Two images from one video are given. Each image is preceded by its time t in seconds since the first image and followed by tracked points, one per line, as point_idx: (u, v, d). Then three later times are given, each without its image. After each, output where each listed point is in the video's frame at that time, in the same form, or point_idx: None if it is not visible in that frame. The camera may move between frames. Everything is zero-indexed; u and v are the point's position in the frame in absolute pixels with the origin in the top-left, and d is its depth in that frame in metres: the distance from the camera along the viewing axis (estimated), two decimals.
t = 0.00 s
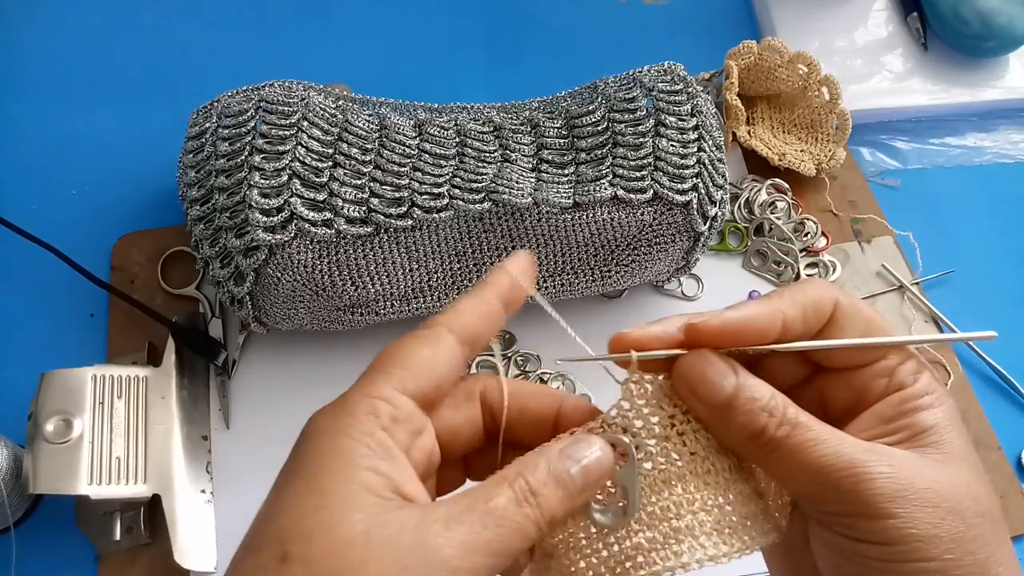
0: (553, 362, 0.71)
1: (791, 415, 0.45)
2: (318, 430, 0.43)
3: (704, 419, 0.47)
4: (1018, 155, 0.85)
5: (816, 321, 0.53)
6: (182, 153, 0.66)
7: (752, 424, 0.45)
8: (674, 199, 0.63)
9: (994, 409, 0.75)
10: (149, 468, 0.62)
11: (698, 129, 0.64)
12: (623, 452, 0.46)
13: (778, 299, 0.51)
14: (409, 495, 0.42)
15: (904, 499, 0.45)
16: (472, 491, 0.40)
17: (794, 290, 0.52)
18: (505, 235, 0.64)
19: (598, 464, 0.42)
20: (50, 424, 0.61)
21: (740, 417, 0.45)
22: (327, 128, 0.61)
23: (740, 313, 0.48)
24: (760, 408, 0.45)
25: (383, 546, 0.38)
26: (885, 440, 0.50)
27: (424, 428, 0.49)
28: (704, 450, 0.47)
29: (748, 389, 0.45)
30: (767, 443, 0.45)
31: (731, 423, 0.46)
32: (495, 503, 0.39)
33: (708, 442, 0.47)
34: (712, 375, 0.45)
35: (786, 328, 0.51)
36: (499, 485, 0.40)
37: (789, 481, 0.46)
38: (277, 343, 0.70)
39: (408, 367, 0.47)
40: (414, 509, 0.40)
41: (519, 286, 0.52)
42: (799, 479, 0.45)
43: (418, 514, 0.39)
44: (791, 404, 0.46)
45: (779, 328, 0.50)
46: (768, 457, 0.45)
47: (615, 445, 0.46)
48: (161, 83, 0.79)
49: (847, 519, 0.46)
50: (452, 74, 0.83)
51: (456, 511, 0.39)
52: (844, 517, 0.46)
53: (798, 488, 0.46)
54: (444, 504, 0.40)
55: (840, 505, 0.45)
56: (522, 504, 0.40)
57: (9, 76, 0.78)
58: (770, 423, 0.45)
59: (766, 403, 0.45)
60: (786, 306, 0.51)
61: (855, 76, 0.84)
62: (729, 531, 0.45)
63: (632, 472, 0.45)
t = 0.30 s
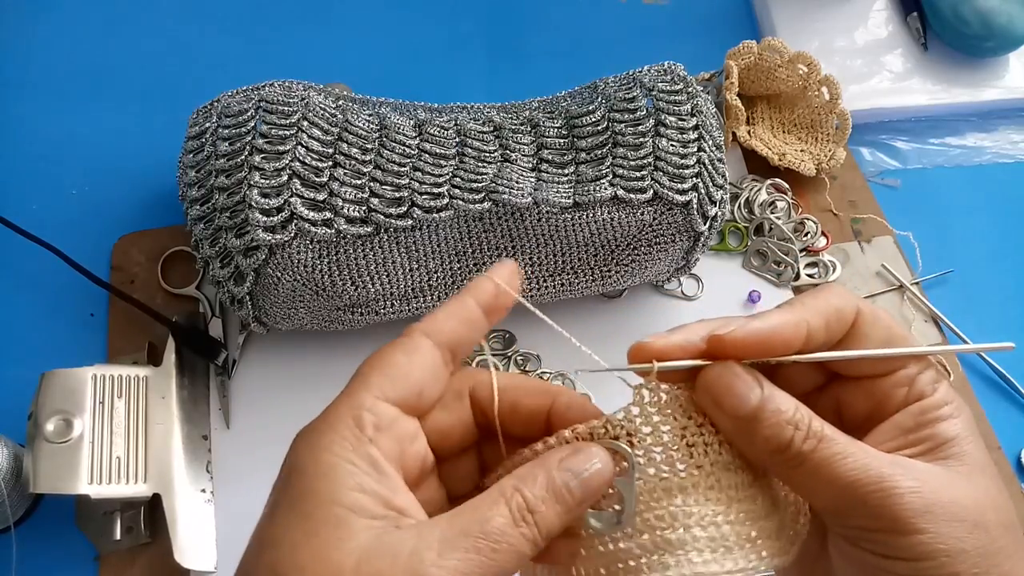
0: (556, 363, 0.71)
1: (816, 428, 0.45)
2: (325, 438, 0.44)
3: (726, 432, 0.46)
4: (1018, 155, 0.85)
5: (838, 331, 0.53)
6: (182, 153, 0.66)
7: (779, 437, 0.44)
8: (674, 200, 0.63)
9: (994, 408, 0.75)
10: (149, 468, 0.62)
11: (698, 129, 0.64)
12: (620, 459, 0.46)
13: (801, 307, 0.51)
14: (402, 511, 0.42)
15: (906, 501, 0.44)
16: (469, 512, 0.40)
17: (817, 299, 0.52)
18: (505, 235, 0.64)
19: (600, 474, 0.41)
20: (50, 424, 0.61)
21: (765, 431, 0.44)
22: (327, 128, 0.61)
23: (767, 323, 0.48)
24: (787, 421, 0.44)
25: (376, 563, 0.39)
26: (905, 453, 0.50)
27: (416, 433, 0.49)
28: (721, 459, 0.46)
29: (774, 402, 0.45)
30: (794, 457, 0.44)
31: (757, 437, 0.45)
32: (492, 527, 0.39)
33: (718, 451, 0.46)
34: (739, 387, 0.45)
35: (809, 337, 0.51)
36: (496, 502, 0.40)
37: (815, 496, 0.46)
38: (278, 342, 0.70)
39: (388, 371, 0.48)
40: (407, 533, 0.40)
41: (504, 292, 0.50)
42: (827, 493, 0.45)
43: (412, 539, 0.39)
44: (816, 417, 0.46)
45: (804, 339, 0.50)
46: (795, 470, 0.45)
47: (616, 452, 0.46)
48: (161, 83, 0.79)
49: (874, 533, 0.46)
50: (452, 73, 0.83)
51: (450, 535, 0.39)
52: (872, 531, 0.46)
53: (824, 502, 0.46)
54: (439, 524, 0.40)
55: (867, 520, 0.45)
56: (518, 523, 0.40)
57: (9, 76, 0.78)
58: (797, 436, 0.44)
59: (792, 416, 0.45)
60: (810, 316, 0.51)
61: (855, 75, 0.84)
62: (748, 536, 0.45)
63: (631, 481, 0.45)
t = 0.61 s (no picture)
0: (554, 362, 0.71)
1: (852, 430, 0.44)
2: (325, 439, 0.44)
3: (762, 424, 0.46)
4: (1018, 155, 0.85)
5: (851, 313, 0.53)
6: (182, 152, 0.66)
7: (817, 434, 0.44)
8: (674, 200, 0.63)
9: (995, 407, 0.75)
10: (149, 468, 0.62)
11: (698, 129, 0.64)
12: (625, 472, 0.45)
13: (812, 285, 0.51)
14: (401, 516, 0.43)
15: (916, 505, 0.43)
16: (470, 520, 0.40)
17: (830, 278, 0.53)
18: (505, 235, 0.64)
19: (603, 483, 0.41)
20: (50, 424, 0.61)
21: (804, 426, 0.44)
22: (327, 128, 0.61)
23: (783, 313, 0.49)
24: (823, 421, 0.44)
25: (375, 569, 0.38)
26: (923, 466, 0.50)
27: (416, 431, 0.50)
28: (718, 470, 0.47)
29: (812, 401, 0.45)
30: (830, 455, 0.44)
31: (796, 431, 0.44)
32: (493, 536, 0.39)
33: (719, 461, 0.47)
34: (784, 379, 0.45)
35: (821, 314, 0.52)
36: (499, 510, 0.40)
37: (846, 501, 0.45)
38: (277, 342, 0.70)
39: (383, 368, 0.48)
40: (405, 539, 0.40)
41: (498, 283, 0.51)
42: (859, 500, 0.44)
43: (409, 546, 0.39)
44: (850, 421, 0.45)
45: (817, 314, 0.51)
46: (828, 470, 0.44)
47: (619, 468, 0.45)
48: (161, 83, 0.79)
49: (905, 548, 0.44)
50: (452, 72, 0.83)
51: (450, 543, 0.39)
52: (902, 543, 0.44)
53: (856, 510, 0.45)
54: (439, 530, 0.40)
55: (896, 532, 0.44)
56: (520, 531, 0.40)
57: (9, 75, 0.78)
58: (835, 435, 0.44)
59: (829, 416, 0.44)
60: (823, 292, 0.51)
61: (855, 75, 0.84)
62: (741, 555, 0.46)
63: (635, 498, 0.45)
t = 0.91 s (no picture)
0: (555, 362, 0.71)
1: (865, 429, 0.44)
2: (325, 435, 0.44)
3: (774, 419, 0.46)
4: (1018, 155, 0.85)
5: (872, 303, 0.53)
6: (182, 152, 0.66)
7: (828, 433, 0.44)
8: (674, 200, 0.63)
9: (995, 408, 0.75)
10: (149, 468, 0.62)
11: (698, 129, 0.64)
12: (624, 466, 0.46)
13: (829, 275, 0.52)
14: (402, 510, 0.43)
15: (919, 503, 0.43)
16: (473, 513, 0.40)
17: (851, 267, 0.53)
18: (505, 235, 0.64)
19: (601, 476, 0.42)
20: (50, 424, 0.61)
21: (815, 424, 0.44)
22: (327, 128, 0.61)
23: (799, 312, 0.49)
24: (836, 419, 0.44)
25: (381, 565, 0.38)
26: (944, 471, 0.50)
27: (415, 425, 0.50)
28: (722, 481, 0.47)
29: (826, 398, 0.44)
30: (840, 454, 0.44)
31: (806, 428, 0.44)
32: (498, 528, 0.39)
33: (725, 475, 0.47)
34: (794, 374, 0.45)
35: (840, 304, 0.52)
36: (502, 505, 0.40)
37: (856, 502, 0.45)
38: (277, 342, 0.70)
39: (383, 366, 0.48)
40: (410, 533, 0.40)
41: (493, 283, 0.51)
42: (868, 504, 0.44)
43: (414, 540, 0.39)
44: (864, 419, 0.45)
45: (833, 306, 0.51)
46: (838, 469, 0.44)
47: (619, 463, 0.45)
48: (161, 83, 0.79)
49: (914, 554, 0.45)
50: (452, 73, 0.83)
51: (453, 537, 0.39)
52: (913, 550, 0.44)
53: (866, 511, 0.45)
54: (442, 525, 0.40)
55: (907, 539, 0.44)
56: (523, 523, 0.40)
57: (8, 75, 0.78)
58: (847, 433, 0.44)
59: (841, 414, 0.44)
60: (840, 283, 0.51)
61: (855, 76, 0.84)
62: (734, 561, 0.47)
63: (633, 490, 0.46)
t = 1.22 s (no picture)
0: (554, 362, 0.71)
1: (862, 415, 0.44)
2: (327, 431, 0.44)
3: (771, 409, 0.46)
4: (1018, 155, 0.85)
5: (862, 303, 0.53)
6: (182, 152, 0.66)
7: (826, 418, 0.44)
8: (674, 200, 0.63)
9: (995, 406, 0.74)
10: (150, 468, 0.62)
11: (698, 128, 0.64)
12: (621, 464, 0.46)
13: (821, 275, 0.52)
14: (404, 505, 0.43)
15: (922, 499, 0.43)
16: (474, 509, 0.39)
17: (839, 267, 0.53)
18: (505, 235, 0.64)
19: (598, 471, 0.42)
20: (50, 424, 0.61)
21: (813, 411, 0.44)
22: (327, 128, 0.61)
23: (794, 303, 0.49)
24: (833, 405, 0.44)
25: (383, 560, 0.38)
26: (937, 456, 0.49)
27: (417, 421, 0.50)
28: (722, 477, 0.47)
29: (822, 386, 0.45)
30: (839, 440, 0.44)
31: (804, 416, 0.44)
32: (499, 523, 0.39)
33: (724, 473, 0.47)
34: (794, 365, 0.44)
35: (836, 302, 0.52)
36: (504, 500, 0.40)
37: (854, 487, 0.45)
38: (277, 342, 0.70)
39: (383, 364, 0.48)
40: (413, 528, 0.40)
41: (494, 283, 0.51)
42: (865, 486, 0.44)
43: (417, 535, 0.39)
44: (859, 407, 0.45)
45: (826, 304, 0.51)
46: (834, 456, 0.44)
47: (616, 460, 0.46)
48: (161, 83, 0.79)
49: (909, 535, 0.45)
50: (452, 73, 0.83)
51: (456, 532, 0.39)
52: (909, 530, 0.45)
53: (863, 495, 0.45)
54: (444, 521, 0.39)
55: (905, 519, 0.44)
56: (525, 518, 0.40)
57: (8, 76, 0.78)
58: (845, 419, 0.44)
59: (837, 401, 0.44)
60: (833, 282, 0.52)
61: (855, 76, 0.84)
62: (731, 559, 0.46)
63: (629, 487, 0.46)
